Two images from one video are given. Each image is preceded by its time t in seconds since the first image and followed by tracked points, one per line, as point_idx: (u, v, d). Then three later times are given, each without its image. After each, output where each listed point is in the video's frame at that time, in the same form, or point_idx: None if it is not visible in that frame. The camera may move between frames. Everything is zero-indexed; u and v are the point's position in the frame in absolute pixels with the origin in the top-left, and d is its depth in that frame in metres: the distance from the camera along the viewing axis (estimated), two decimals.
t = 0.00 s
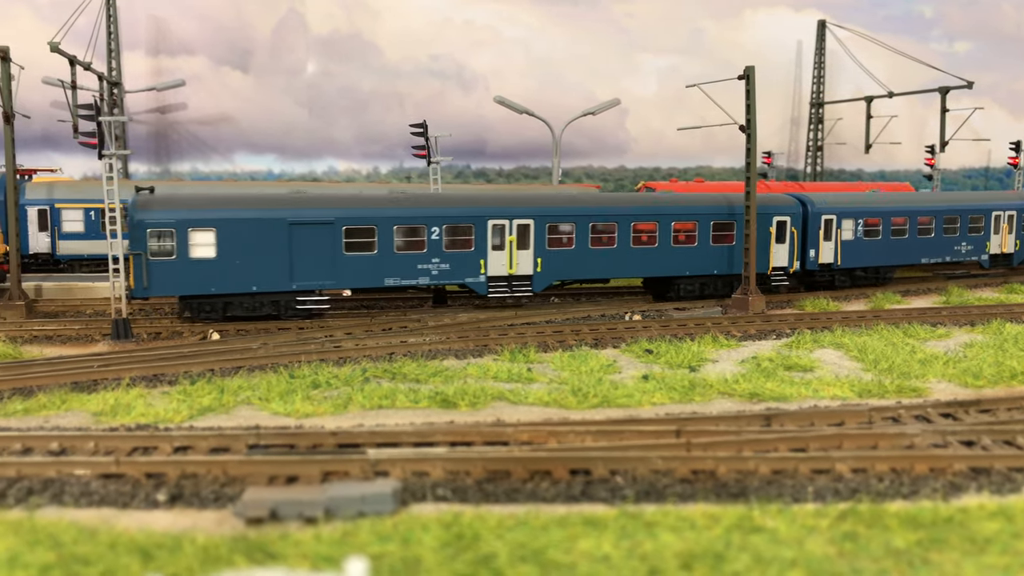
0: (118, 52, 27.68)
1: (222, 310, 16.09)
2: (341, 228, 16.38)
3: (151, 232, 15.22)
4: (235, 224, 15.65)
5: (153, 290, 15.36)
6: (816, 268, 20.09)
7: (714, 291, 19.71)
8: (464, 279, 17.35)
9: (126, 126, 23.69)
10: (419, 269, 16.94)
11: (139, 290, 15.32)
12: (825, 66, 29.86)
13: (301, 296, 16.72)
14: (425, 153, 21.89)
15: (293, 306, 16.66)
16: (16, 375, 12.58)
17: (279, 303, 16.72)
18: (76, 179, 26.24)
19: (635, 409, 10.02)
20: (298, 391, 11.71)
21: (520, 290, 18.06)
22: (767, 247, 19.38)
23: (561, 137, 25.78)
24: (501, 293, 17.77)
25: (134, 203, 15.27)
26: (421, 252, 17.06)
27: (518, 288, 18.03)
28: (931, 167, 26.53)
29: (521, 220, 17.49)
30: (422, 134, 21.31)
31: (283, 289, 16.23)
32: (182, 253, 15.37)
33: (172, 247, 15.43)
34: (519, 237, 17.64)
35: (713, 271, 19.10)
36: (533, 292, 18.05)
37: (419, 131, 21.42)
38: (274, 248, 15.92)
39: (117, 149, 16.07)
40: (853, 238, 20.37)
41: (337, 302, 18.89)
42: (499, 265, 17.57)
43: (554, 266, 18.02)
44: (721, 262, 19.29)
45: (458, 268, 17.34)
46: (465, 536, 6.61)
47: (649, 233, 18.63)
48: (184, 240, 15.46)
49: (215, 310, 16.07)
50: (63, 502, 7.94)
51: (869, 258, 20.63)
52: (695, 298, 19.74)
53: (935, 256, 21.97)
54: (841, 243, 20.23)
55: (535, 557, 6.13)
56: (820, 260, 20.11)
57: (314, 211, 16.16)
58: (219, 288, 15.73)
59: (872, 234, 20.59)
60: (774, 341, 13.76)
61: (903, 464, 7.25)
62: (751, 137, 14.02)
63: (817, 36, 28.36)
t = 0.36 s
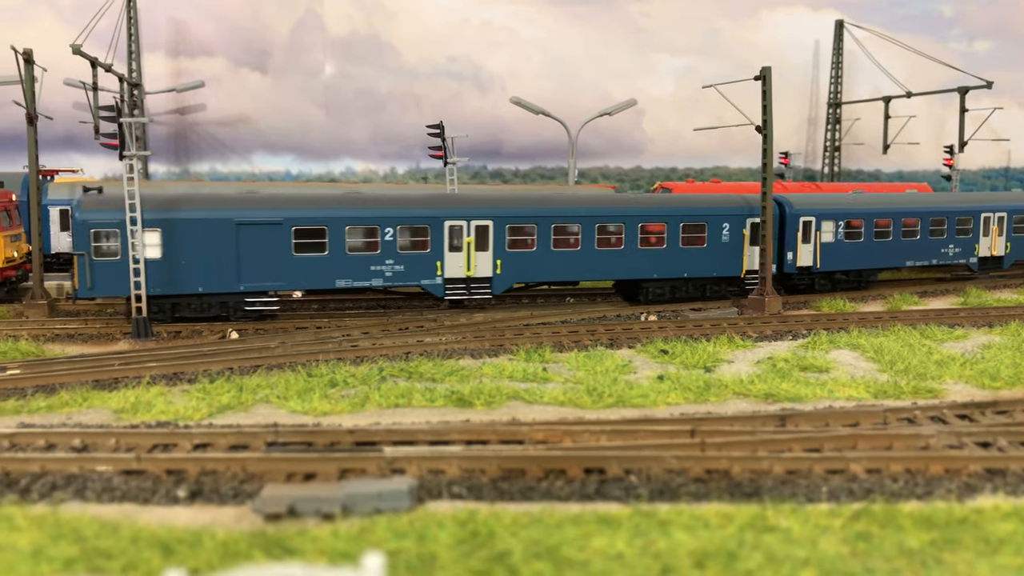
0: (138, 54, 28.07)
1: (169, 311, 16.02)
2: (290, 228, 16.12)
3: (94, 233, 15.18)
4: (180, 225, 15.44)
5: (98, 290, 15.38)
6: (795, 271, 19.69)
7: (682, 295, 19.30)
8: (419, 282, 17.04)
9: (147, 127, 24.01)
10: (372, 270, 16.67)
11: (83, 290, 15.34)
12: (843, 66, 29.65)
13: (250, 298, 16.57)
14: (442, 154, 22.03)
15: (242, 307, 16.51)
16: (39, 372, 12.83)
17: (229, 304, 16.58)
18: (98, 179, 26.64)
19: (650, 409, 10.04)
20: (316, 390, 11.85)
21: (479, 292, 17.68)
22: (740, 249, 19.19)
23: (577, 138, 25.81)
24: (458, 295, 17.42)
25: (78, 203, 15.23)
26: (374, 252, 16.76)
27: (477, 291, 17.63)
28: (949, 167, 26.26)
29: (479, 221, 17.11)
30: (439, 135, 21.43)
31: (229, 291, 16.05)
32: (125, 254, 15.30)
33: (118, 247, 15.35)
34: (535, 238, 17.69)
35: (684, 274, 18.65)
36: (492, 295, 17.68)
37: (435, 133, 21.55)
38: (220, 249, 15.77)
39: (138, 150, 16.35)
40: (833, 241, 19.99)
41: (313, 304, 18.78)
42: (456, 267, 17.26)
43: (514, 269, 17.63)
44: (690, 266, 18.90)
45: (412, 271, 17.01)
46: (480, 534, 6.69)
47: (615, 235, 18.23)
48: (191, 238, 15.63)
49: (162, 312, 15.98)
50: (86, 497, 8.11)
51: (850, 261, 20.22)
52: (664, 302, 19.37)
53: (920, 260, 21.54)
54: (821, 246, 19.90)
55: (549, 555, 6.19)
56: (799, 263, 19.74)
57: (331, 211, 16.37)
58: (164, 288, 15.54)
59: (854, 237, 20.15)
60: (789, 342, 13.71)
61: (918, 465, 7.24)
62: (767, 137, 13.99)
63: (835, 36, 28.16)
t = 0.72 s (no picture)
0: (158, 55, 28.44)
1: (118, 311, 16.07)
2: (240, 229, 16.11)
3: (43, 233, 15.25)
4: (128, 224, 15.57)
5: (45, 291, 15.39)
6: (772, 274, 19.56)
7: (651, 299, 19.12)
8: (373, 283, 16.98)
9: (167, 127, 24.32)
10: (324, 272, 16.64)
11: (30, 290, 15.37)
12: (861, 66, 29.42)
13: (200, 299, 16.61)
14: (459, 155, 22.13)
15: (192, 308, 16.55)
16: (62, 370, 13.07)
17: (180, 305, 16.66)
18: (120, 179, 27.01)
19: (665, 409, 10.06)
20: (333, 388, 11.99)
21: (437, 294, 17.56)
22: (709, 251, 18.93)
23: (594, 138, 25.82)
24: (415, 297, 17.32)
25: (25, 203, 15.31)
26: (328, 253, 16.74)
27: (435, 293, 17.53)
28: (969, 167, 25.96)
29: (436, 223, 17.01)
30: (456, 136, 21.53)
31: (179, 293, 16.09)
32: (73, 254, 15.38)
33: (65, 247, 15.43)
34: (548, 239, 17.86)
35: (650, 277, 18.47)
36: (451, 297, 17.57)
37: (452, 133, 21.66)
38: (167, 249, 15.80)
39: (159, 151, 16.61)
40: (812, 243, 19.65)
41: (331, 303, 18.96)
42: (412, 268, 17.17)
43: (473, 271, 17.50)
44: (658, 268, 18.70)
45: (368, 272, 16.95)
46: (496, 531, 6.76)
47: (580, 238, 18.06)
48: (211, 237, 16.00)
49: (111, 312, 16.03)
50: (108, 492, 8.28)
51: (829, 263, 19.97)
52: (631, 305, 19.20)
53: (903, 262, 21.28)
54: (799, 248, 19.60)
55: (564, 552, 6.25)
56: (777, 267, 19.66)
57: (348, 211, 16.71)
58: (112, 288, 15.68)
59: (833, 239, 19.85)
60: (806, 343, 13.66)
61: (933, 466, 7.23)
62: (784, 137, 13.94)
63: (853, 35, 27.94)
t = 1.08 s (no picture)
0: (178, 56, 28.81)
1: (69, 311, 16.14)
2: (189, 229, 15.92)
3: None
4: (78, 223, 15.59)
5: None
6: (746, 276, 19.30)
7: (615, 301, 18.81)
8: (326, 284, 16.82)
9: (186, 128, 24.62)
10: (274, 272, 16.47)
11: None
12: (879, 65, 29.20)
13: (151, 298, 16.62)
14: (475, 155, 22.23)
15: (142, 308, 16.59)
16: (84, 368, 13.30)
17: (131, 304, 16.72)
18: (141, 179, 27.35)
19: (680, 409, 10.07)
20: (350, 387, 12.13)
21: (393, 296, 17.38)
22: (677, 254, 18.56)
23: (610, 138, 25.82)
24: (369, 299, 17.12)
25: None
26: (279, 253, 16.57)
27: (390, 295, 17.33)
28: (989, 167, 25.69)
29: (391, 223, 16.88)
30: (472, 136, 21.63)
31: (128, 292, 16.11)
32: (20, 254, 15.40)
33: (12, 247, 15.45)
34: (563, 240, 17.90)
35: (614, 279, 18.17)
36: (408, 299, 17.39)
37: (468, 134, 21.76)
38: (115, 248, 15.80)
39: (179, 152, 16.84)
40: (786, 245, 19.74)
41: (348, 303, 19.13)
42: (367, 270, 17.00)
43: (430, 272, 17.28)
44: (623, 270, 18.35)
45: (322, 273, 16.80)
46: (510, 528, 6.83)
47: (540, 239, 17.80)
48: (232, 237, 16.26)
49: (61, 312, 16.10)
50: (129, 488, 8.44)
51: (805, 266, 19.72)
52: (594, 308, 18.91)
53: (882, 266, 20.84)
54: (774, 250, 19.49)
55: (578, 549, 6.31)
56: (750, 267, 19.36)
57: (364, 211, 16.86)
58: (60, 288, 15.71)
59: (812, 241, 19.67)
60: (822, 343, 13.61)
61: (948, 467, 7.21)
62: (801, 137, 13.89)
63: (872, 34, 27.68)
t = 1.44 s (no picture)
0: (197, 58, 29.18)
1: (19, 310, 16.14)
2: (137, 228, 15.99)
3: None
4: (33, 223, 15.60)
5: None
6: (715, 279, 19.00)
7: (574, 303, 18.57)
8: (278, 284, 16.62)
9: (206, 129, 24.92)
10: (224, 273, 16.28)
11: None
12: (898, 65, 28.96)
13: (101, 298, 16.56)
14: (491, 156, 22.31)
15: (92, 308, 16.54)
16: (106, 366, 13.53)
17: (82, 304, 16.67)
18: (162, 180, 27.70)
19: (695, 409, 10.08)
20: (367, 385, 12.27)
21: (347, 297, 17.21)
22: (641, 256, 18.32)
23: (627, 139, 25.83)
24: (321, 299, 16.96)
25: None
26: (229, 253, 16.37)
27: (345, 295, 17.19)
28: (1010, 167, 25.41)
29: (343, 223, 16.72)
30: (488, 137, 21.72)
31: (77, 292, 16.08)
32: None
33: None
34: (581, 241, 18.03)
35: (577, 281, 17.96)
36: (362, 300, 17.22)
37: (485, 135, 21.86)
38: (63, 248, 15.77)
39: (198, 153, 17.08)
40: (761, 246, 19.41)
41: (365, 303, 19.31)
42: (319, 270, 16.83)
43: (385, 273, 17.11)
44: (584, 272, 18.18)
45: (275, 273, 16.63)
46: (525, 526, 6.90)
47: (502, 239, 17.69)
48: (252, 237, 16.45)
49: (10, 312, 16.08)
50: (150, 484, 8.60)
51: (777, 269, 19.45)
52: (555, 309, 18.66)
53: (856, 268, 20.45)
54: (747, 253, 19.17)
55: (592, 547, 6.36)
56: (720, 270, 19.05)
57: (381, 212, 17.02)
58: (7, 288, 15.69)
59: (785, 243, 19.40)
60: (838, 344, 13.55)
61: (964, 468, 7.20)
62: (817, 137, 13.84)
63: (890, 34, 27.45)
